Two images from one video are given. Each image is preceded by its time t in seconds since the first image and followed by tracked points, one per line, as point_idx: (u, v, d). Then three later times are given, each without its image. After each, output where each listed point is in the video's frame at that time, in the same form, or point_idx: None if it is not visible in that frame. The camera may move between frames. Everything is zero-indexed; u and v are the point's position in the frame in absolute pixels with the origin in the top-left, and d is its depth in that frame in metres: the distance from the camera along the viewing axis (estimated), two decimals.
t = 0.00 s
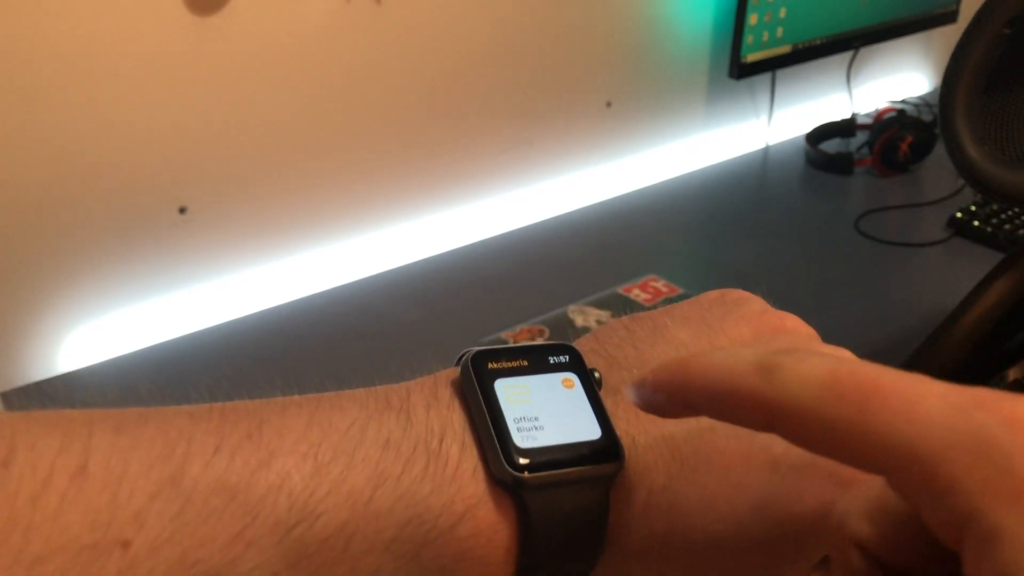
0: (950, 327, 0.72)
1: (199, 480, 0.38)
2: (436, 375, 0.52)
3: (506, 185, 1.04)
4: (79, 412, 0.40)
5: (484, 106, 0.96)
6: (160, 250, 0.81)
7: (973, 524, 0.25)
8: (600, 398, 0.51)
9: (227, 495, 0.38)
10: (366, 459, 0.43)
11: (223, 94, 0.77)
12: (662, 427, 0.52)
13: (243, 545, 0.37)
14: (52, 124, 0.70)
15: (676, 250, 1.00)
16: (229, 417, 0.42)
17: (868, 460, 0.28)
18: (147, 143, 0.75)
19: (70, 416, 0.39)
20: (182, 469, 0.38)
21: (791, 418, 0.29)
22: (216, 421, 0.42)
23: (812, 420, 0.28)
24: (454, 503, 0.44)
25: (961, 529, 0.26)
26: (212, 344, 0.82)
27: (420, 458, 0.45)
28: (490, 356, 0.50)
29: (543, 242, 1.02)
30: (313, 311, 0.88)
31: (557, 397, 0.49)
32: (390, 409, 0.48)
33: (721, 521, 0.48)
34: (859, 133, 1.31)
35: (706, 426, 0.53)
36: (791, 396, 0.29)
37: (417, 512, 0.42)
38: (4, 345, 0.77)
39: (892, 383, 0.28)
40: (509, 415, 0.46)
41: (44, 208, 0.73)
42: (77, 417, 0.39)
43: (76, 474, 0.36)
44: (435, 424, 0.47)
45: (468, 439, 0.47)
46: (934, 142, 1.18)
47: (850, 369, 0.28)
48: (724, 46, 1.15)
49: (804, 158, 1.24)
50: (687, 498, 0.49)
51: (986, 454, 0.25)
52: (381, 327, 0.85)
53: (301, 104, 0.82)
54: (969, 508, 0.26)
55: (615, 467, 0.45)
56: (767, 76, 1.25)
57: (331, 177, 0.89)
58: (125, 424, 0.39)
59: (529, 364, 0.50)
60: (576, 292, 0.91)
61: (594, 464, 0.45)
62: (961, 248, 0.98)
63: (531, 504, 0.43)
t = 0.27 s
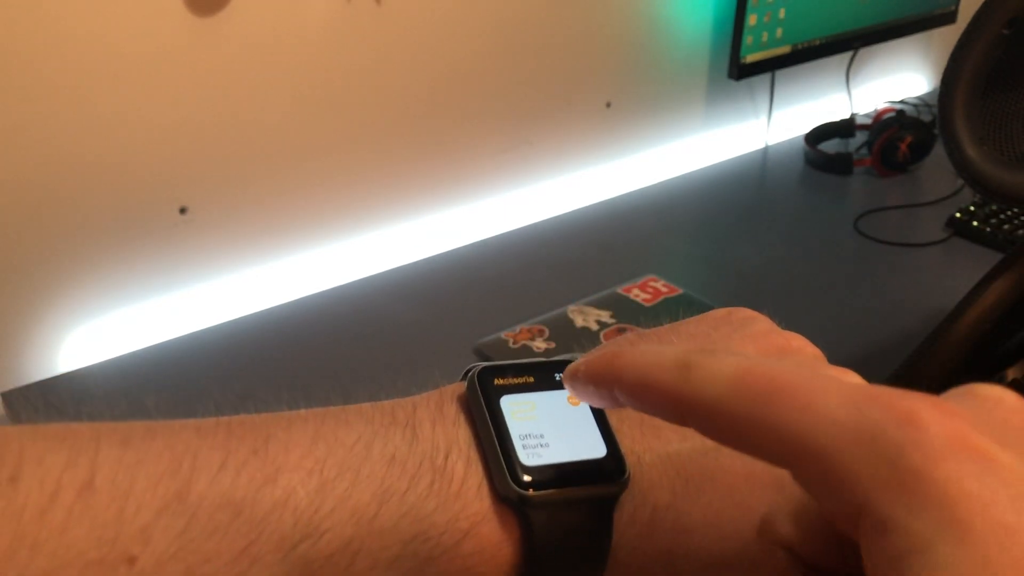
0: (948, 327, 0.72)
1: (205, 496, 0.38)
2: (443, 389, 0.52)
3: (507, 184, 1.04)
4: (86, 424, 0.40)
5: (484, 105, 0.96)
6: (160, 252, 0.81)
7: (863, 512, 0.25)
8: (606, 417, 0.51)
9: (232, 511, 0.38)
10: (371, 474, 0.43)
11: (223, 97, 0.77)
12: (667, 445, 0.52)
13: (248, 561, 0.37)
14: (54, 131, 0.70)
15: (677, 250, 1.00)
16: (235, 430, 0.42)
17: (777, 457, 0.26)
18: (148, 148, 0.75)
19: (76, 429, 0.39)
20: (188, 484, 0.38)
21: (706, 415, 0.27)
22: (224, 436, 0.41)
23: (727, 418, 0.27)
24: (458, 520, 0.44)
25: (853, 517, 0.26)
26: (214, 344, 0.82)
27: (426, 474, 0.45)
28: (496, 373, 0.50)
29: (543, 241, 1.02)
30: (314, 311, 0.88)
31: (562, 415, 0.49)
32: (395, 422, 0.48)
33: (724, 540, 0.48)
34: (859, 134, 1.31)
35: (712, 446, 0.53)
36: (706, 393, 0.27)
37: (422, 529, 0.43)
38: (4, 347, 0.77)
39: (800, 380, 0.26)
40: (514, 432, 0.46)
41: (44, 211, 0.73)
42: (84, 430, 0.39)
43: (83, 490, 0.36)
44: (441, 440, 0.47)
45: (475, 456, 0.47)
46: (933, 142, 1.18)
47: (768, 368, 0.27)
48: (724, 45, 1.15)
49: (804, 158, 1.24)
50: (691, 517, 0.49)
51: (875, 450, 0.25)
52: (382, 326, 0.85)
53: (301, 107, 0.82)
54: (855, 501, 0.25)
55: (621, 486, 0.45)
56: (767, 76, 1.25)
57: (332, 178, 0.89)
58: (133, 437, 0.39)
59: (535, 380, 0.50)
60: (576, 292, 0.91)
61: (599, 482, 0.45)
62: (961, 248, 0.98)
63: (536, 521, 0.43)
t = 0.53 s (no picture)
0: (948, 325, 0.73)
1: (206, 498, 0.38)
2: (442, 392, 0.52)
3: (508, 184, 1.04)
4: (88, 426, 0.40)
5: (484, 105, 0.96)
6: (159, 252, 0.81)
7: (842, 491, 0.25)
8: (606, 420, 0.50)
9: (233, 513, 0.38)
10: (371, 476, 0.43)
11: (222, 97, 0.77)
12: (667, 448, 0.53)
13: (249, 562, 0.38)
14: (54, 134, 0.70)
15: (676, 250, 1.00)
16: (236, 433, 0.42)
17: (755, 444, 0.26)
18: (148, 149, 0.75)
19: (78, 432, 0.39)
20: (189, 487, 0.38)
21: (689, 408, 0.28)
22: (225, 437, 0.41)
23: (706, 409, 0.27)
24: (458, 522, 0.44)
25: (830, 497, 0.26)
26: (215, 344, 0.83)
27: (426, 476, 0.45)
28: (495, 374, 0.50)
29: (543, 241, 1.02)
30: (314, 311, 0.88)
31: (561, 417, 0.49)
32: (395, 425, 0.48)
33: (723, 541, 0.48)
34: (859, 134, 1.31)
35: (710, 447, 0.53)
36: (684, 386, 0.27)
37: (421, 531, 0.43)
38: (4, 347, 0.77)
39: (773, 366, 0.27)
40: (513, 433, 0.47)
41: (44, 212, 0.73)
42: (85, 434, 0.39)
43: (85, 492, 0.36)
44: (440, 441, 0.47)
45: (475, 458, 0.47)
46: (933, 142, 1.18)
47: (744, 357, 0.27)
48: (724, 45, 1.15)
49: (803, 159, 1.24)
50: (691, 518, 0.49)
51: (847, 430, 0.25)
52: (382, 326, 0.86)
53: (301, 107, 0.82)
54: (835, 480, 0.25)
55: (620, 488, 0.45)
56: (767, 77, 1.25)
57: (332, 178, 0.89)
58: (134, 441, 0.39)
59: (534, 383, 0.50)
60: (576, 292, 0.91)
61: (598, 484, 0.45)
62: (959, 247, 0.98)
63: (535, 523, 0.43)
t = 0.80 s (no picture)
0: (948, 325, 0.74)
1: (200, 484, 0.38)
2: (434, 380, 0.52)
3: (507, 184, 1.04)
4: (81, 415, 0.40)
5: (484, 106, 0.96)
6: (158, 252, 0.81)
7: (936, 462, 0.25)
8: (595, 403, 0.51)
9: (226, 498, 0.38)
10: (364, 463, 0.43)
11: (222, 94, 0.77)
12: (658, 433, 0.53)
13: (241, 547, 0.37)
14: (52, 129, 0.70)
15: (675, 250, 1.00)
16: (228, 421, 0.43)
17: (841, 417, 0.28)
18: (145, 143, 0.75)
19: (72, 420, 0.39)
20: (182, 473, 0.38)
21: (762, 385, 0.30)
22: (216, 425, 0.42)
23: (779, 381, 0.29)
24: (451, 506, 0.43)
25: (925, 473, 0.26)
26: (214, 344, 0.83)
27: (418, 461, 0.45)
28: (485, 361, 0.50)
29: (543, 242, 1.02)
30: (314, 311, 0.88)
31: (551, 403, 0.49)
32: (388, 413, 0.48)
33: (711, 523, 0.46)
34: (858, 134, 1.32)
35: (701, 430, 0.53)
36: (761, 360, 0.29)
37: (413, 514, 0.42)
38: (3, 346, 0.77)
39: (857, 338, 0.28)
40: (505, 419, 0.47)
41: (41, 209, 0.73)
42: (79, 422, 0.39)
43: (78, 478, 0.36)
44: (432, 428, 0.47)
45: (466, 442, 0.47)
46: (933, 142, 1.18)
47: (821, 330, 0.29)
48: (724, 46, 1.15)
49: (803, 159, 1.25)
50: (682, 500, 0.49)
51: (950, 399, 0.26)
52: (381, 327, 0.86)
53: (300, 104, 0.82)
54: (932, 446, 0.25)
55: (610, 471, 0.46)
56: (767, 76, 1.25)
57: (331, 177, 0.89)
58: (127, 428, 0.40)
59: (523, 370, 0.50)
60: (575, 292, 0.91)
61: (588, 468, 0.45)
62: (960, 248, 0.98)
63: (526, 507, 0.44)
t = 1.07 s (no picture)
0: (948, 326, 0.73)
1: (197, 480, 0.38)
2: (432, 375, 0.52)
3: (508, 184, 1.04)
4: (79, 412, 0.40)
5: (484, 106, 0.96)
6: (159, 252, 0.81)
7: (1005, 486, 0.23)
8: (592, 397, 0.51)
9: (224, 494, 0.39)
10: (361, 458, 0.43)
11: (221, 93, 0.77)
12: (652, 426, 0.52)
13: (239, 542, 0.38)
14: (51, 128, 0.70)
15: (675, 249, 1.00)
16: (224, 417, 0.43)
17: (921, 454, 0.26)
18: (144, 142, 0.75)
19: (70, 417, 0.39)
20: (179, 468, 0.38)
21: (840, 432, 0.28)
22: (213, 421, 0.42)
23: (856, 424, 0.27)
24: (448, 501, 0.44)
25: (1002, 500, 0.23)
26: (214, 344, 0.83)
27: (415, 456, 0.45)
28: (480, 356, 0.50)
29: (543, 242, 1.02)
30: (314, 311, 0.88)
31: (547, 396, 0.49)
32: (385, 408, 0.48)
33: (710, 518, 0.47)
34: (858, 134, 1.32)
35: (697, 424, 0.51)
36: (828, 406, 0.28)
37: (411, 509, 0.43)
38: (4, 345, 0.77)
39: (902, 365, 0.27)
40: (501, 414, 0.47)
41: (41, 207, 0.73)
42: (76, 418, 0.39)
43: (75, 475, 0.36)
44: (429, 423, 0.47)
45: (463, 437, 0.47)
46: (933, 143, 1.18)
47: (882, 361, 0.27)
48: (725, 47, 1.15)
49: (803, 159, 1.25)
50: (680, 495, 0.48)
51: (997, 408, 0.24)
52: (382, 326, 0.86)
53: (300, 103, 0.82)
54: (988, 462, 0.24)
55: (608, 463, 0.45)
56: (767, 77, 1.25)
57: (331, 177, 0.89)
58: (124, 425, 0.40)
59: (519, 364, 0.50)
60: (575, 291, 0.92)
61: (586, 461, 0.45)
62: (960, 248, 0.98)
63: (524, 502, 0.43)
